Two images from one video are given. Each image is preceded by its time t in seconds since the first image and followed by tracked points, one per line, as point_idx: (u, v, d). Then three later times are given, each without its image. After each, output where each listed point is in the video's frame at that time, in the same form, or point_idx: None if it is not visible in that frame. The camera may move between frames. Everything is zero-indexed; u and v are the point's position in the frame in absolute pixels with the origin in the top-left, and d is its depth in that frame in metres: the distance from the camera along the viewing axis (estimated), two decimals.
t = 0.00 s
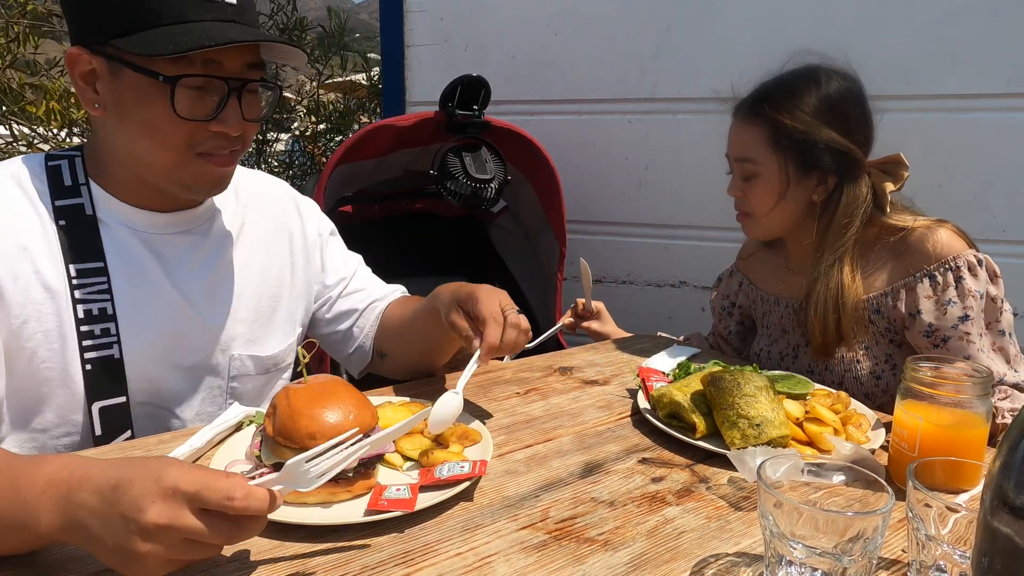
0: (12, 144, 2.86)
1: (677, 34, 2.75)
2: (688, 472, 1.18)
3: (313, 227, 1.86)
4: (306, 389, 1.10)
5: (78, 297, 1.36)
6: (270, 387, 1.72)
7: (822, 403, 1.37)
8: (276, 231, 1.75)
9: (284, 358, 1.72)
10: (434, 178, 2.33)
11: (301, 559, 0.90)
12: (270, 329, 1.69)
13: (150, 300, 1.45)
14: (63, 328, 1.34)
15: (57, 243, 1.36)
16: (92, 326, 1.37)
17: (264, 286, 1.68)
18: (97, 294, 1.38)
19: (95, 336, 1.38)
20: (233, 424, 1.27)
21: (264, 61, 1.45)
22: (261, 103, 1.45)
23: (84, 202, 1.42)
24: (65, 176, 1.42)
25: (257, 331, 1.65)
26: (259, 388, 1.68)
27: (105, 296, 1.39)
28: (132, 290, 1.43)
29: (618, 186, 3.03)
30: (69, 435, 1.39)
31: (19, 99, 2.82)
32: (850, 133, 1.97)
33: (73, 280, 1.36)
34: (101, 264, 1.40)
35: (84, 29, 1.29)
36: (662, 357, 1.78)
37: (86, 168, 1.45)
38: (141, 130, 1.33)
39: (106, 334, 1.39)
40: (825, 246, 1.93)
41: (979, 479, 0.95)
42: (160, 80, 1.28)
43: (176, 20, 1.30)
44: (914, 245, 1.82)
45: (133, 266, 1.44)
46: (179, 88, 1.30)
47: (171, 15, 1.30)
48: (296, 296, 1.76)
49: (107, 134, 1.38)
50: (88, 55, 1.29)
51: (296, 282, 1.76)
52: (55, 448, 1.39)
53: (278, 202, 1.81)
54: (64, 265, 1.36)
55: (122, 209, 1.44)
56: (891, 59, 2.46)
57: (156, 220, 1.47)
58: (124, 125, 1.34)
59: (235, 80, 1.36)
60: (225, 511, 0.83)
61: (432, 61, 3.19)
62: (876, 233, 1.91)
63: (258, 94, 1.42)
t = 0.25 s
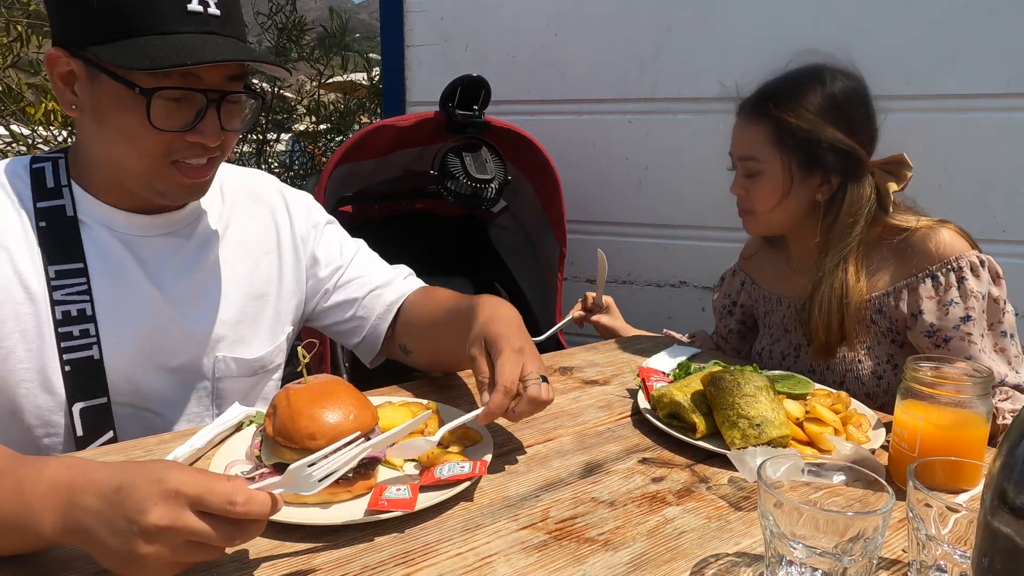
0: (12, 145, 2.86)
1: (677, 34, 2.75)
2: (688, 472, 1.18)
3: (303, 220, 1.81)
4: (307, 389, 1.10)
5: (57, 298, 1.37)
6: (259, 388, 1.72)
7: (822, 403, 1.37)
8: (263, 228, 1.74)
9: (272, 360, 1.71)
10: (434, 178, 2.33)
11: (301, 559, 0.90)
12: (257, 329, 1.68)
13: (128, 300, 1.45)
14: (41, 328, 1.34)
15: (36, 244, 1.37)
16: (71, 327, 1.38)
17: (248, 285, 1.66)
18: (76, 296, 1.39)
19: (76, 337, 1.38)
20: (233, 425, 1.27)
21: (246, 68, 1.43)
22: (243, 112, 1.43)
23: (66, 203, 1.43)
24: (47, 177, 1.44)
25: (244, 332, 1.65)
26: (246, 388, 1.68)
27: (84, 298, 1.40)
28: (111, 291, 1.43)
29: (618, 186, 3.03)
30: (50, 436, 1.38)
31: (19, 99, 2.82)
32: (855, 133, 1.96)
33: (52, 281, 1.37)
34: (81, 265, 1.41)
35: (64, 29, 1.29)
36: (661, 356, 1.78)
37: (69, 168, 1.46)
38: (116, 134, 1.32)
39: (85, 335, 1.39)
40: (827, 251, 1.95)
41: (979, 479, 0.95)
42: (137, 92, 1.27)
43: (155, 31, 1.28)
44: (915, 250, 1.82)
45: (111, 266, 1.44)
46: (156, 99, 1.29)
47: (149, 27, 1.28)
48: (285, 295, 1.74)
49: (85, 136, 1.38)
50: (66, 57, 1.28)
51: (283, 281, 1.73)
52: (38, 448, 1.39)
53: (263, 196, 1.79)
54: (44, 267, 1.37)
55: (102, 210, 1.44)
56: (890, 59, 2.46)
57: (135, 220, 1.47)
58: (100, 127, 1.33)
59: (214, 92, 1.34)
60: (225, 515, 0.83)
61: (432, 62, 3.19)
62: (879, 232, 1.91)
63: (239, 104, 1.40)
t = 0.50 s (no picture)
0: (12, 144, 2.86)
1: (677, 34, 2.75)
2: (688, 472, 1.18)
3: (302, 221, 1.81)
4: (307, 389, 1.10)
5: (55, 298, 1.37)
6: (258, 388, 1.72)
7: (822, 403, 1.37)
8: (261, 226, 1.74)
9: (271, 360, 1.71)
10: (434, 178, 2.33)
11: (302, 559, 0.90)
12: (255, 329, 1.68)
13: (126, 302, 1.45)
14: (39, 327, 1.34)
15: (34, 244, 1.37)
16: (70, 326, 1.38)
17: (247, 285, 1.67)
18: (74, 295, 1.39)
19: (74, 337, 1.38)
20: (233, 425, 1.27)
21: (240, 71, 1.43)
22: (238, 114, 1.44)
23: (64, 203, 1.43)
24: (45, 178, 1.44)
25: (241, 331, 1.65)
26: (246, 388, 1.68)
27: (82, 297, 1.39)
28: (110, 293, 1.43)
29: (618, 186, 3.03)
30: (50, 435, 1.38)
31: (19, 99, 2.82)
32: (867, 132, 1.96)
33: (50, 281, 1.37)
34: (79, 265, 1.41)
35: (57, 33, 1.29)
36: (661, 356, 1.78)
37: (66, 170, 1.46)
38: (111, 137, 1.32)
39: (83, 335, 1.39)
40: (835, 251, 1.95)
41: (979, 479, 0.95)
42: (130, 97, 1.27)
43: (149, 36, 1.29)
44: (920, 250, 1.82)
45: (109, 268, 1.44)
46: (149, 104, 1.29)
47: (142, 32, 1.28)
48: (285, 295, 1.74)
49: (80, 138, 1.38)
50: (60, 61, 1.28)
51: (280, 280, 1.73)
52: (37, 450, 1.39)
53: (263, 195, 1.79)
54: (41, 266, 1.37)
55: (100, 211, 1.44)
56: (890, 59, 2.46)
57: (134, 222, 1.47)
58: (94, 130, 1.33)
59: (207, 96, 1.34)
60: (226, 512, 0.83)
61: (432, 62, 3.19)
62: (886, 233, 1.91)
63: (234, 105, 1.41)
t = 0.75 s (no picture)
0: (11, 144, 2.85)
1: (677, 34, 2.75)
2: (688, 472, 1.18)
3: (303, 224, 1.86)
4: (306, 389, 1.10)
5: (58, 297, 1.33)
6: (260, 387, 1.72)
7: (822, 403, 1.37)
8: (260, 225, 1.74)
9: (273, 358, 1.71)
10: (434, 178, 2.33)
11: (302, 558, 0.90)
12: (257, 327, 1.68)
13: (126, 299, 1.44)
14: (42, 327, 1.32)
15: (36, 244, 1.35)
16: (72, 327, 1.34)
17: (248, 285, 1.67)
18: (77, 295, 1.35)
19: (78, 337, 1.34)
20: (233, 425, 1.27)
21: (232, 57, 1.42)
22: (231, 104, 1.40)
23: (66, 203, 1.41)
24: (47, 178, 1.42)
25: (242, 330, 1.65)
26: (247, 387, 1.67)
27: (85, 297, 1.36)
28: (112, 291, 1.42)
29: (618, 186, 3.03)
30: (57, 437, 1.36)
31: (18, 99, 2.82)
32: (877, 131, 1.95)
33: (53, 281, 1.33)
34: (81, 263, 1.38)
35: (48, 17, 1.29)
36: (661, 356, 1.78)
37: (66, 170, 1.44)
38: (102, 129, 1.30)
39: (87, 335, 1.35)
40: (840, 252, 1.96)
41: (980, 479, 0.95)
42: (114, 79, 1.25)
43: (135, 17, 1.27)
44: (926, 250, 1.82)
45: (111, 267, 1.43)
46: (136, 87, 1.25)
47: (127, 12, 1.26)
48: (284, 294, 1.75)
49: (76, 135, 1.37)
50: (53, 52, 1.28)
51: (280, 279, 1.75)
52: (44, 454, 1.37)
53: (262, 197, 1.79)
54: (44, 266, 1.34)
55: (101, 209, 1.43)
56: (891, 58, 2.46)
57: (136, 221, 1.46)
58: (87, 123, 1.31)
59: (196, 81, 1.31)
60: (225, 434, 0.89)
61: (432, 62, 3.20)
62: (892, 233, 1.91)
63: (225, 92, 1.36)
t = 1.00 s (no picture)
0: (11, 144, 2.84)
1: (677, 34, 2.75)
2: (688, 472, 1.18)
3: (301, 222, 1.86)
4: (306, 388, 1.10)
5: (61, 294, 1.36)
6: (262, 382, 1.71)
7: (821, 403, 1.37)
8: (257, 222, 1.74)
9: (273, 354, 1.71)
10: (434, 179, 2.35)
11: (301, 558, 0.90)
12: (256, 324, 1.71)
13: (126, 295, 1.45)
14: (45, 323, 1.37)
15: (38, 243, 1.37)
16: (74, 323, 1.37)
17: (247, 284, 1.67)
18: (80, 291, 1.38)
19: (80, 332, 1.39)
20: (233, 424, 1.27)
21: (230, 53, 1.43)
22: (230, 100, 1.44)
23: (67, 201, 1.42)
24: (47, 175, 1.43)
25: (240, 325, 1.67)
26: (247, 386, 1.66)
27: (88, 294, 1.38)
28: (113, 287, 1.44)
29: (618, 186, 3.03)
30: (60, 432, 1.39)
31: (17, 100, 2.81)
32: (890, 130, 1.94)
33: (57, 277, 1.37)
34: (84, 261, 1.39)
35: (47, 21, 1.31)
36: (661, 356, 1.78)
37: (67, 167, 1.46)
38: (106, 125, 1.32)
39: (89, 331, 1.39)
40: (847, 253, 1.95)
41: (978, 479, 0.95)
42: (120, 77, 1.27)
43: (134, 14, 1.29)
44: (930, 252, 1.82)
45: (111, 263, 1.45)
46: (141, 85, 1.28)
47: (127, 10, 1.28)
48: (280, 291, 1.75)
49: (77, 131, 1.39)
50: (54, 50, 1.29)
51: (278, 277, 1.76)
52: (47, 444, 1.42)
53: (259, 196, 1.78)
54: (47, 264, 1.36)
55: (101, 208, 1.44)
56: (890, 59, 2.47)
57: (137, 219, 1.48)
58: (89, 119, 1.33)
59: (199, 77, 1.33)
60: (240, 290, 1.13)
61: (432, 61, 3.20)
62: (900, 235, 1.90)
63: (226, 89, 1.40)
